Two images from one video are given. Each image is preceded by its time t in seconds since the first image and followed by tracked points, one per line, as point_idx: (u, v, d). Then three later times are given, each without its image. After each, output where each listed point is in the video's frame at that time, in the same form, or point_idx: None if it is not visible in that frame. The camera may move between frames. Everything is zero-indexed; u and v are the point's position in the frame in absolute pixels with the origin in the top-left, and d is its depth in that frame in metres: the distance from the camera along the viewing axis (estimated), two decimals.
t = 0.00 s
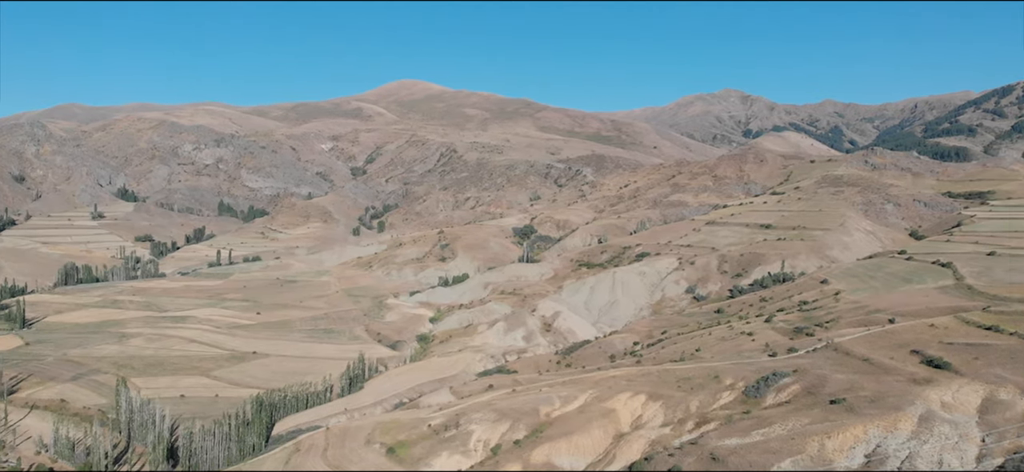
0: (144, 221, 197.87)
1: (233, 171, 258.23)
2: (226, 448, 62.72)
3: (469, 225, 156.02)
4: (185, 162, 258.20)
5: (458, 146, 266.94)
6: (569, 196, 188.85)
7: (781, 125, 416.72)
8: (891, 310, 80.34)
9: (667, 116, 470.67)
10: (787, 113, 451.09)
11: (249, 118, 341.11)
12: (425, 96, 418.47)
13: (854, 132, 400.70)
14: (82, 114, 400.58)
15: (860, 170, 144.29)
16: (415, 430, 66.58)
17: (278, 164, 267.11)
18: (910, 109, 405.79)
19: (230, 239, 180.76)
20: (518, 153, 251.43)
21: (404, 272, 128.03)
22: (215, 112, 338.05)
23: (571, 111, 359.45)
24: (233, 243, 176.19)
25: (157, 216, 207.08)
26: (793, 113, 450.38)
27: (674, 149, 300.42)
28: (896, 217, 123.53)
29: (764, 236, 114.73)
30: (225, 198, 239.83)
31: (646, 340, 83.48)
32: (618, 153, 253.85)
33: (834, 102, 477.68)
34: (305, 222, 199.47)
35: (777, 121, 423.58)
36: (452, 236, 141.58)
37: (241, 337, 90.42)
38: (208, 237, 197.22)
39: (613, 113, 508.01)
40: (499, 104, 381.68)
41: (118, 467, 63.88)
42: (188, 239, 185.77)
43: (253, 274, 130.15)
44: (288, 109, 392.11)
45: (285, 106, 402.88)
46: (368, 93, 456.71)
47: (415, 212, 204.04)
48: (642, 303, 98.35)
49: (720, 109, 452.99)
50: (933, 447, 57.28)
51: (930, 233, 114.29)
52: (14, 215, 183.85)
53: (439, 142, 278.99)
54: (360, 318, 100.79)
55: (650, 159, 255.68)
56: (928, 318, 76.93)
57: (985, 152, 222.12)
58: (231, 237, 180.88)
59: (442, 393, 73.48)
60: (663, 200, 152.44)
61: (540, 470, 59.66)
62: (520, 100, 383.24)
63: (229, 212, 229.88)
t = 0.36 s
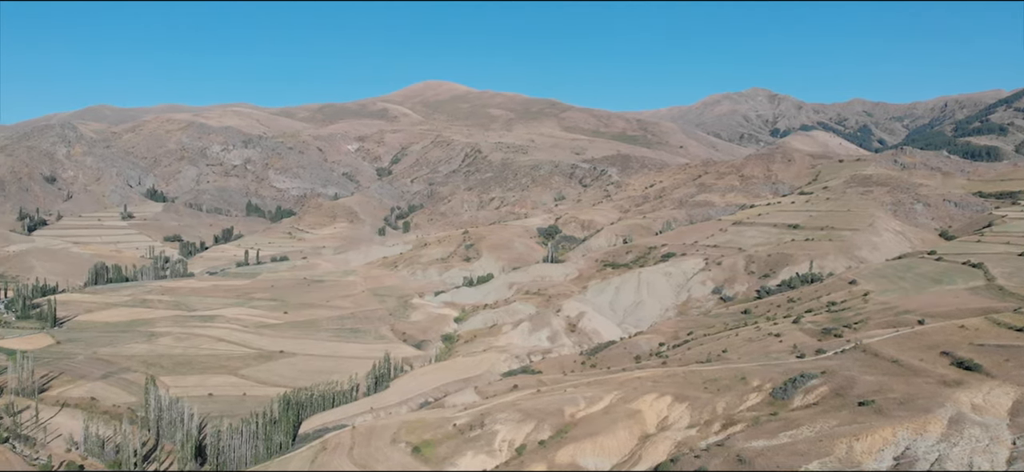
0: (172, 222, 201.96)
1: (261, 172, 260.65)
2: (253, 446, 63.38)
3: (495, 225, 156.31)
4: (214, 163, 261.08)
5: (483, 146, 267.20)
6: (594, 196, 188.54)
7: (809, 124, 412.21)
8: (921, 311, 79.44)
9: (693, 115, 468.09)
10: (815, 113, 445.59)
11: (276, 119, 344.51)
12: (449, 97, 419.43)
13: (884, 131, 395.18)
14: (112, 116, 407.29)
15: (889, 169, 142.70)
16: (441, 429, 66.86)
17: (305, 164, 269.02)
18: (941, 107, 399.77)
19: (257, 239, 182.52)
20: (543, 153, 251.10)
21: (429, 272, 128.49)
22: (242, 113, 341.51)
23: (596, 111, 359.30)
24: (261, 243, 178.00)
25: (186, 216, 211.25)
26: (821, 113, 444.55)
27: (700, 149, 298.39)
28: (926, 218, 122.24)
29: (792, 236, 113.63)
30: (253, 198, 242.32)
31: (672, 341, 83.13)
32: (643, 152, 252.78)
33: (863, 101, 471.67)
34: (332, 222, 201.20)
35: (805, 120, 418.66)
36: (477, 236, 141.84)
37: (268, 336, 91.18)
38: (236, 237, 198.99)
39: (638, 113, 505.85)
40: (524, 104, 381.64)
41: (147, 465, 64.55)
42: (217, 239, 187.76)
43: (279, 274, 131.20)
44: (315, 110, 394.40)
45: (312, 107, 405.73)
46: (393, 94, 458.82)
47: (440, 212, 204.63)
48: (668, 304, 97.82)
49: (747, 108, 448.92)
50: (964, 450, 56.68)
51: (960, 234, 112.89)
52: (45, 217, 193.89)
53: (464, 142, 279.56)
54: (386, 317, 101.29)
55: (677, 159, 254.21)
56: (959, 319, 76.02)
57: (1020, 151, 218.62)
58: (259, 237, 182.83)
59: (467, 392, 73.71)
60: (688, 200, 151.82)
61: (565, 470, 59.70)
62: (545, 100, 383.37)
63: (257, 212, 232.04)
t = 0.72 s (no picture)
0: (200, 222, 204.77)
1: (287, 172, 262.71)
2: (279, 445, 63.98)
3: (519, 225, 156.50)
4: (241, 164, 263.56)
5: (506, 146, 267.38)
6: (618, 196, 188.16)
7: (836, 123, 405.29)
8: (950, 313, 78.55)
9: (718, 114, 465.29)
10: (843, 112, 436.97)
11: (302, 120, 347.25)
12: (472, 97, 420.28)
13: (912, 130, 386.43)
14: (140, 117, 413.32)
15: (918, 169, 141.07)
16: (464, 429, 67.06)
17: (331, 165, 270.65)
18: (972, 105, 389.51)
19: (283, 239, 184.12)
20: (566, 153, 250.65)
21: (452, 272, 128.81)
22: (268, 113, 344.51)
23: (620, 111, 358.90)
24: (287, 243, 179.61)
25: (213, 216, 214.10)
26: (849, 111, 435.90)
27: (726, 148, 296.35)
28: (955, 217, 120.94)
29: (819, 236, 112.63)
30: (280, 198, 244.58)
31: (697, 342, 82.76)
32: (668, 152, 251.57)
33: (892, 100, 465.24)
34: (357, 222, 202.70)
35: (832, 119, 411.98)
36: (501, 236, 142.04)
37: (293, 335, 91.86)
38: (263, 237, 200.46)
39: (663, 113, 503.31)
40: (547, 105, 381.34)
41: (174, 462, 65.12)
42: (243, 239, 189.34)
43: (304, 274, 132.11)
44: (340, 111, 396.32)
45: (337, 107, 407.82)
46: (417, 95, 460.44)
47: (463, 212, 205.10)
48: (693, 305, 97.25)
49: (774, 107, 442.59)
50: (993, 452, 56.06)
51: (990, 234, 111.45)
52: (75, 217, 197.46)
53: (487, 142, 280.08)
54: (410, 317, 101.72)
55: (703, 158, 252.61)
56: (989, 321, 75.08)
57: None
58: (284, 237, 184.48)
59: (490, 392, 73.88)
60: (714, 200, 151.18)
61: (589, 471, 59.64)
62: (569, 100, 383.28)
63: (283, 212, 233.99)
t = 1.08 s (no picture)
0: (228, 222, 207.27)
1: (314, 173, 264.13)
2: (305, 443, 64.36)
3: (543, 225, 156.60)
4: (268, 164, 265.59)
5: (531, 146, 267.27)
6: (643, 196, 187.48)
7: (864, 122, 395.65)
8: (981, 314, 77.66)
9: (744, 113, 461.83)
10: (871, 111, 419.76)
11: (327, 121, 349.50)
12: (496, 98, 420.81)
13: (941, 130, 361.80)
14: (169, 118, 419.28)
15: (948, 169, 139.27)
16: (489, 428, 67.17)
17: (357, 166, 271.87)
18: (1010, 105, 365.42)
19: (310, 239, 185.38)
20: (591, 153, 249.98)
21: (477, 272, 129.05)
22: (295, 114, 347.15)
23: (645, 111, 357.86)
24: (314, 242, 180.97)
25: (240, 216, 216.76)
26: (878, 111, 417.81)
27: (753, 148, 294.21)
28: (985, 218, 119.54)
29: (847, 237, 111.60)
30: (306, 198, 246.44)
31: (723, 343, 82.43)
32: (694, 152, 250.07)
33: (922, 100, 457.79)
34: (382, 222, 203.93)
35: (861, 118, 403.65)
36: (525, 236, 142.07)
37: (320, 334, 92.39)
38: (290, 237, 201.47)
39: (688, 113, 500.70)
40: (572, 105, 380.87)
41: (201, 461, 65.45)
42: (270, 239, 190.56)
43: (330, 273, 132.97)
44: (366, 112, 398.02)
45: (362, 108, 409.79)
46: (442, 95, 461.74)
47: (488, 212, 205.36)
48: (719, 306, 96.65)
49: (800, 106, 432.22)
50: None
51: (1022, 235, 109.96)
52: (105, 217, 200.96)
53: (512, 142, 280.23)
54: (435, 317, 102.02)
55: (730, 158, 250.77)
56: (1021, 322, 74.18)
57: None
58: (311, 237, 185.92)
59: (515, 392, 73.99)
60: (740, 200, 150.45)
61: None
62: (595, 100, 383.10)
63: (310, 212, 235.56)
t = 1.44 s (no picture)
0: (256, 222, 209.31)
1: (340, 173, 265.50)
2: (331, 442, 64.79)
3: (569, 225, 156.47)
4: (295, 165, 267.57)
5: (556, 146, 266.92)
6: (669, 196, 186.54)
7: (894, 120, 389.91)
8: (1014, 316, 76.60)
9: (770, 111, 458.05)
10: (901, 110, 411.55)
11: (352, 121, 351.78)
12: (520, 98, 420.83)
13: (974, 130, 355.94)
14: (197, 118, 424.44)
15: (979, 168, 137.20)
16: (514, 428, 67.18)
17: (382, 166, 272.88)
18: None
19: (336, 239, 186.60)
20: (617, 153, 249.24)
21: (502, 272, 129.19)
22: (322, 115, 349.76)
23: (670, 110, 356.45)
24: (341, 242, 182.16)
25: (268, 217, 219.17)
26: (907, 110, 408.78)
27: (781, 148, 291.55)
28: (1018, 218, 117.86)
29: (875, 238, 110.50)
30: (332, 199, 248.24)
31: (751, 345, 81.90)
32: (721, 152, 248.29)
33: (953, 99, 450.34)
34: (408, 222, 204.88)
35: (891, 117, 398.08)
36: (550, 236, 141.96)
37: (347, 334, 92.83)
38: (317, 237, 202.67)
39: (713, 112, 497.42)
40: (597, 105, 380.20)
41: (229, 459, 65.99)
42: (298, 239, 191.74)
43: (356, 273, 133.71)
44: (391, 112, 399.63)
45: (388, 109, 411.90)
46: (467, 96, 462.82)
47: (513, 212, 205.27)
48: (747, 308, 95.88)
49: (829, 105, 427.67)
50: None
51: None
52: (135, 218, 203.67)
53: (537, 143, 280.13)
54: (460, 317, 102.23)
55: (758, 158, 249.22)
56: None
57: None
58: (338, 237, 187.23)
59: (540, 392, 73.98)
60: (768, 200, 149.40)
61: None
62: (621, 100, 382.80)
63: (336, 212, 236.79)
